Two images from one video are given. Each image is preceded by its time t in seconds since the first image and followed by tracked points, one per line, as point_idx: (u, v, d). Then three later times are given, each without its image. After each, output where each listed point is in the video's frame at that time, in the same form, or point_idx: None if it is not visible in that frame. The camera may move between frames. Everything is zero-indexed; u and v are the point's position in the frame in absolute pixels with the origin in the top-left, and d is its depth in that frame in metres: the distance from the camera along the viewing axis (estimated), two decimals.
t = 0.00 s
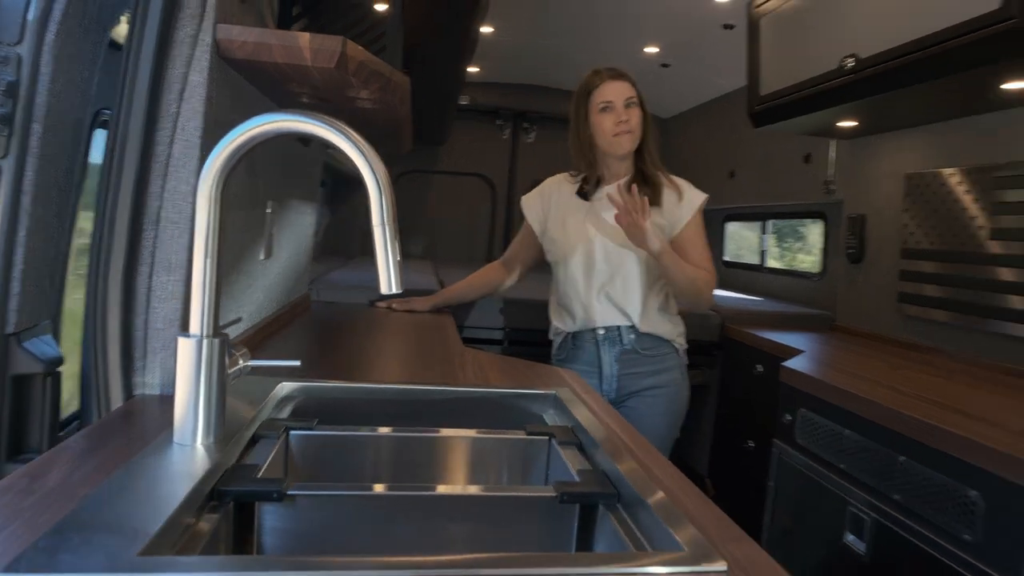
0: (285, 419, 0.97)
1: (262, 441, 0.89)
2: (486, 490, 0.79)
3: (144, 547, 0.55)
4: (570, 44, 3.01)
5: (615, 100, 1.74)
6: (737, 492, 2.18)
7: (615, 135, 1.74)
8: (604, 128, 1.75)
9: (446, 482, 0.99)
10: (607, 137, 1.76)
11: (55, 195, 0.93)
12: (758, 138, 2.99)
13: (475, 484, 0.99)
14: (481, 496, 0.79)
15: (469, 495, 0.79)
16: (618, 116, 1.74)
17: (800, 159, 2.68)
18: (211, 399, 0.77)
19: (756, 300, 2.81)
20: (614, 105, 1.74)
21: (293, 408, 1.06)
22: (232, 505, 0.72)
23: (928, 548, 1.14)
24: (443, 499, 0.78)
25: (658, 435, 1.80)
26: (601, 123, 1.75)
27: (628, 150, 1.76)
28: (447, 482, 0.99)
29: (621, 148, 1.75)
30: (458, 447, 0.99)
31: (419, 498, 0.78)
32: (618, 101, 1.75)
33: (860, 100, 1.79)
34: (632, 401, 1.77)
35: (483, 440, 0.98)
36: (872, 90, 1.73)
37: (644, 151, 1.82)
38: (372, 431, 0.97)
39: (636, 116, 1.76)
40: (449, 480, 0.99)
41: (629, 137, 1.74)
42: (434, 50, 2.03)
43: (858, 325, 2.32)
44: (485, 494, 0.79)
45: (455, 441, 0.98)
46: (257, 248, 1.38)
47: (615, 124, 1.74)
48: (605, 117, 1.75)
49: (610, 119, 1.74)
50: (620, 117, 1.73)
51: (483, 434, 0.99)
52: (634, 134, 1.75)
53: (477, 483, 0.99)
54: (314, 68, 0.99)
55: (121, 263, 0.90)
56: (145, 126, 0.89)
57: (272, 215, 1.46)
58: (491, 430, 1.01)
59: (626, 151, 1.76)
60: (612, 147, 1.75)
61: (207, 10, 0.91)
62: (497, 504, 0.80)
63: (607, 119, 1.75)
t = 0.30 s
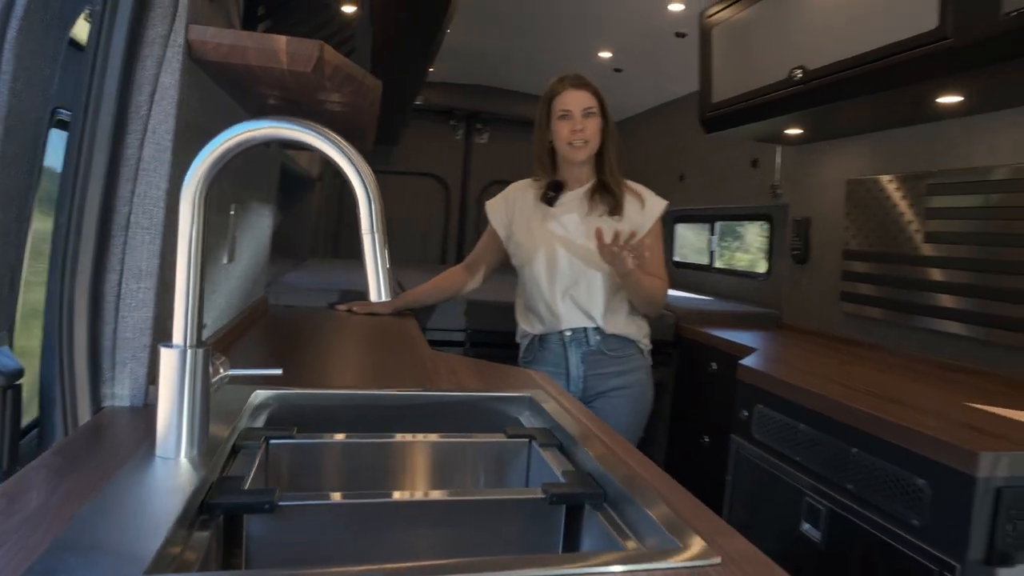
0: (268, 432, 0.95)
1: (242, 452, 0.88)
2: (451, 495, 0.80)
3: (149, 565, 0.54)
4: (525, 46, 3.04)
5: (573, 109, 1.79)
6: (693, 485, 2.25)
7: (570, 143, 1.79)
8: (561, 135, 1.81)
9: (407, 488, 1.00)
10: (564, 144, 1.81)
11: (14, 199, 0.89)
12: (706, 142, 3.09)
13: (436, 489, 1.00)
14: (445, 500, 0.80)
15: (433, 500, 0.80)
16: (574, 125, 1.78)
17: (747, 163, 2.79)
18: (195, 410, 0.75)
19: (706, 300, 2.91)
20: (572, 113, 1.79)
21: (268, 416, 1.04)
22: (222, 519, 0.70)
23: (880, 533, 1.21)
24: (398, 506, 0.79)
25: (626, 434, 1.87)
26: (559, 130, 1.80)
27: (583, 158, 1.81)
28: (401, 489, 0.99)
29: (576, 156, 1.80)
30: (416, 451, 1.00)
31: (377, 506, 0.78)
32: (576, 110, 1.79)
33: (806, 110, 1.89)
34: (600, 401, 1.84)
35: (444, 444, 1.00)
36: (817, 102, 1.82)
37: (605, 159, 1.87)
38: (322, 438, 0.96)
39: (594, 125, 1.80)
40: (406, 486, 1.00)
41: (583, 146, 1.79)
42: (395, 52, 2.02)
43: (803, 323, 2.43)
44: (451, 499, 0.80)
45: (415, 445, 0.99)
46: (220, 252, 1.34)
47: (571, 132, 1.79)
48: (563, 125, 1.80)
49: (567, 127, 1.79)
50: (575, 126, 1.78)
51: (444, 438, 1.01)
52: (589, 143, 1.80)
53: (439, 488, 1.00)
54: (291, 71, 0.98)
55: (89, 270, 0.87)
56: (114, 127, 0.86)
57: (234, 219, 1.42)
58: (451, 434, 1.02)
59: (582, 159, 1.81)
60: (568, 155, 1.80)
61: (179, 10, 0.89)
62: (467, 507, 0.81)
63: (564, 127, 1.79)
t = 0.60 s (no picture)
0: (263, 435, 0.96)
1: (236, 457, 0.88)
2: (427, 495, 0.81)
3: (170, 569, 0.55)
4: (492, 49, 3.05)
5: (542, 111, 1.80)
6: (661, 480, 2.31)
7: (538, 145, 1.81)
8: (530, 137, 1.82)
9: (380, 488, 1.01)
10: (533, 146, 1.82)
11: None
12: (670, 145, 3.17)
13: (412, 490, 1.02)
14: (421, 500, 0.81)
15: (406, 501, 0.80)
16: (542, 127, 1.80)
17: (710, 166, 2.87)
18: (194, 416, 0.75)
19: (670, 299, 2.98)
20: (541, 116, 1.80)
21: (255, 421, 1.04)
22: (225, 523, 0.70)
23: (846, 520, 1.28)
24: (366, 508, 0.78)
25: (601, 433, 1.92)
26: (528, 132, 1.82)
27: (551, 161, 1.82)
28: (373, 489, 1.01)
29: (544, 158, 1.81)
30: (389, 452, 1.01)
31: (345, 509, 0.77)
32: (545, 112, 1.80)
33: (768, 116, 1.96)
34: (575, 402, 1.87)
35: (417, 446, 1.00)
36: (779, 108, 1.90)
37: (576, 162, 1.89)
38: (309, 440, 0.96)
39: (562, 128, 1.81)
40: (376, 486, 1.01)
41: (551, 148, 1.80)
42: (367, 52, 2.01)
43: (764, 321, 2.52)
44: (429, 499, 0.81)
45: (390, 447, 1.00)
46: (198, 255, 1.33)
47: (539, 134, 1.80)
48: (532, 128, 1.82)
49: (535, 129, 1.80)
50: (543, 128, 1.79)
51: (416, 439, 1.01)
52: (557, 145, 1.81)
53: (416, 489, 1.02)
54: (278, 73, 0.97)
55: (73, 274, 0.85)
56: (99, 129, 0.85)
57: (209, 222, 1.40)
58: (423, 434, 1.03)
59: (550, 161, 1.82)
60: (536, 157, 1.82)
61: (166, 12, 0.88)
62: (444, 508, 0.82)
63: (533, 129, 1.81)
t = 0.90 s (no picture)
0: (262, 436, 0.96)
1: (242, 459, 0.88)
2: (413, 493, 0.81)
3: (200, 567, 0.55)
4: (470, 48, 3.06)
5: (531, 113, 1.82)
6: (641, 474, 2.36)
7: (529, 146, 1.83)
8: (520, 138, 1.84)
9: (358, 488, 1.01)
10: (523, 147, 1.85)
11: None
12: (645, 146, 3.22)
13: (395, 488, 1.02)
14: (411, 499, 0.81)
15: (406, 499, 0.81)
16: (533, 128, 1.82)
17: (685, 167, 2.92)
18: (204, 416, 0.75)
19: (647, 297, 3.04)
20: (530, 117, 1.82)
21: (254, 421, 1.05)
22: (240, 523, 0.70)
23: (826, 509, 1.33)
24: (345, 509, 0.78)
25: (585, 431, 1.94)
26: (518, 134, 1.84)
27: (542, 161, 1.85)
28: (351, 490, 1.00)
29: (536, 159, 1.84)
30: (369, 450, 1.01)
31: (324, 509, 0.77)
32: (534, 113, 1.82)
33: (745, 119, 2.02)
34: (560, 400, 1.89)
35: (399, 446, 1.01)
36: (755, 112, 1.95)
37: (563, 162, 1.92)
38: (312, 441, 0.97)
39: (552, 128, 1.83)
40: (356, 485, 1.00)
41: (542, 149, 1.83)
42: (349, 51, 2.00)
43: (739, 318, 2.59)
44: (416, 498, 0.81)
45: (372, 446, 1.00)
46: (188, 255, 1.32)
47: (530, 136, 1.82)
48: (522, 129, 1.83)
49: (526, 130, 1.83)
50: (534, 129, 1.81)
51: (399, 438, 1.02)
52: (548, 146, 1.84)
53: (399, 487, 1.02)
54: (277, 74, 0.97)
55: (72, 275, 0.84)
56: (99, 128, 0.84)
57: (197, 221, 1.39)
58: (406, 434, 1.04)
59: (541, 161, 1.85)
60: (527, 158, 1.84)
61: (166, 11, 0.87)
62: (424, 505, 0.82)
63: (523, 131, 1.83)
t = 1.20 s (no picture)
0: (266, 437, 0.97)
1: (247, 459, 0.88)
2: (395, 493, 0.80)
3: (225, 564, 0.56)
4: (449, 48, 3.06)
5: (512, 110, 1.82)
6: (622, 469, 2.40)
7: (508, 143, 1.83)
8: (500, 135, 1.84)
9: (337, 489, 1.00)
10: (503, 144, 1.84)
11: None
12: (622, 147, 3.26)
13: (379, 486, 1.02)
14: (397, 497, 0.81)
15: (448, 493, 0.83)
16: (512, 126, 1.82)
17: (662, 167, 2.97)
18: (212, 416, 0.75)
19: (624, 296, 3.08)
20: (510, 115, 1.82)
21: (250, 422, 1.06)
22: (252, 522, 0.71)
23: (808, 500, 1.37)
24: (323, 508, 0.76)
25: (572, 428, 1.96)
26: (498, 130, 1.84)
27: (520, 159, 1.84)
28: (330, 489, 0.99)
29: (514, 157, 1.84)
30: (351, 450, 1.01)
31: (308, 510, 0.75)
32: (515, 111, 1.82)
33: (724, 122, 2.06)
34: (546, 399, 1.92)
35: (382, 444, 1.02)
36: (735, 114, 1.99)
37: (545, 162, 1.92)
38: (312, 441, 0.98)
39: (532, 128, 1.83)
40: (335, 485, 1.00)
41: (520, 147, 1.82)
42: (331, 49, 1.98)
43: (716, 316, 2.64)
44: (400, 496, 0.81)
45: (353, 446, 1.00)
46: (176, 254, 1.30)
47: (509, 133, 1.82)
48: (502, 126, 1.83)
49: (506, 127, 1.82)
50: (513, 127, 1.81)
51: (383, 437, 1.03)
52: (526, 145, 1.83)
53: (382, 486, 1.02)
54: (276, 74, 0.98)
55: (70, 276, 0.83)
56: (97, 127, 0.83)
57: (184, 220, 1.37)
58: (389, 433, 1.04)
59: (519, 159, 1.84)
60: (506, 155, 1.84)
61: (163, 9, 0.86)
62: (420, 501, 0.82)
63: (503, 128, 1.83)
